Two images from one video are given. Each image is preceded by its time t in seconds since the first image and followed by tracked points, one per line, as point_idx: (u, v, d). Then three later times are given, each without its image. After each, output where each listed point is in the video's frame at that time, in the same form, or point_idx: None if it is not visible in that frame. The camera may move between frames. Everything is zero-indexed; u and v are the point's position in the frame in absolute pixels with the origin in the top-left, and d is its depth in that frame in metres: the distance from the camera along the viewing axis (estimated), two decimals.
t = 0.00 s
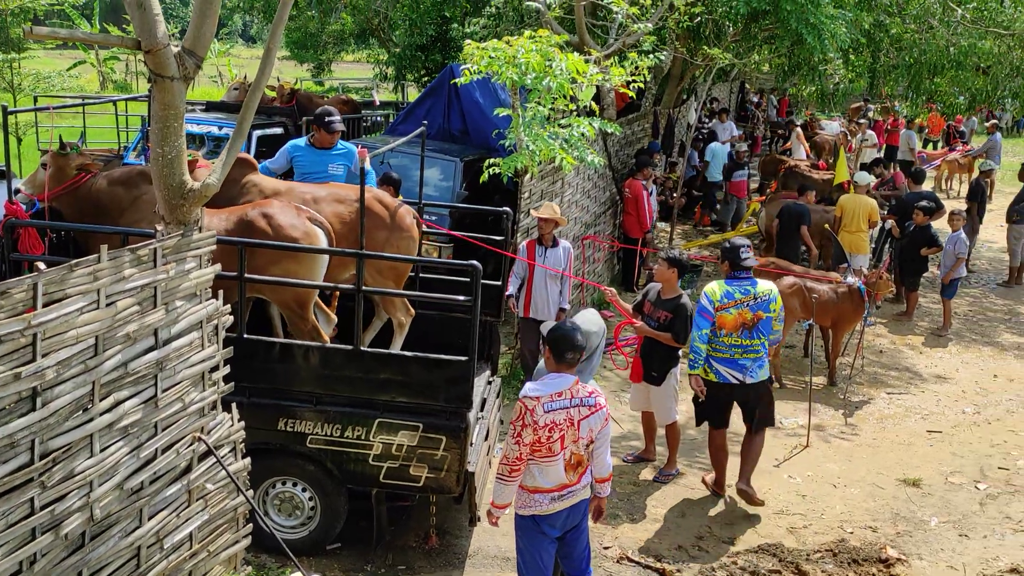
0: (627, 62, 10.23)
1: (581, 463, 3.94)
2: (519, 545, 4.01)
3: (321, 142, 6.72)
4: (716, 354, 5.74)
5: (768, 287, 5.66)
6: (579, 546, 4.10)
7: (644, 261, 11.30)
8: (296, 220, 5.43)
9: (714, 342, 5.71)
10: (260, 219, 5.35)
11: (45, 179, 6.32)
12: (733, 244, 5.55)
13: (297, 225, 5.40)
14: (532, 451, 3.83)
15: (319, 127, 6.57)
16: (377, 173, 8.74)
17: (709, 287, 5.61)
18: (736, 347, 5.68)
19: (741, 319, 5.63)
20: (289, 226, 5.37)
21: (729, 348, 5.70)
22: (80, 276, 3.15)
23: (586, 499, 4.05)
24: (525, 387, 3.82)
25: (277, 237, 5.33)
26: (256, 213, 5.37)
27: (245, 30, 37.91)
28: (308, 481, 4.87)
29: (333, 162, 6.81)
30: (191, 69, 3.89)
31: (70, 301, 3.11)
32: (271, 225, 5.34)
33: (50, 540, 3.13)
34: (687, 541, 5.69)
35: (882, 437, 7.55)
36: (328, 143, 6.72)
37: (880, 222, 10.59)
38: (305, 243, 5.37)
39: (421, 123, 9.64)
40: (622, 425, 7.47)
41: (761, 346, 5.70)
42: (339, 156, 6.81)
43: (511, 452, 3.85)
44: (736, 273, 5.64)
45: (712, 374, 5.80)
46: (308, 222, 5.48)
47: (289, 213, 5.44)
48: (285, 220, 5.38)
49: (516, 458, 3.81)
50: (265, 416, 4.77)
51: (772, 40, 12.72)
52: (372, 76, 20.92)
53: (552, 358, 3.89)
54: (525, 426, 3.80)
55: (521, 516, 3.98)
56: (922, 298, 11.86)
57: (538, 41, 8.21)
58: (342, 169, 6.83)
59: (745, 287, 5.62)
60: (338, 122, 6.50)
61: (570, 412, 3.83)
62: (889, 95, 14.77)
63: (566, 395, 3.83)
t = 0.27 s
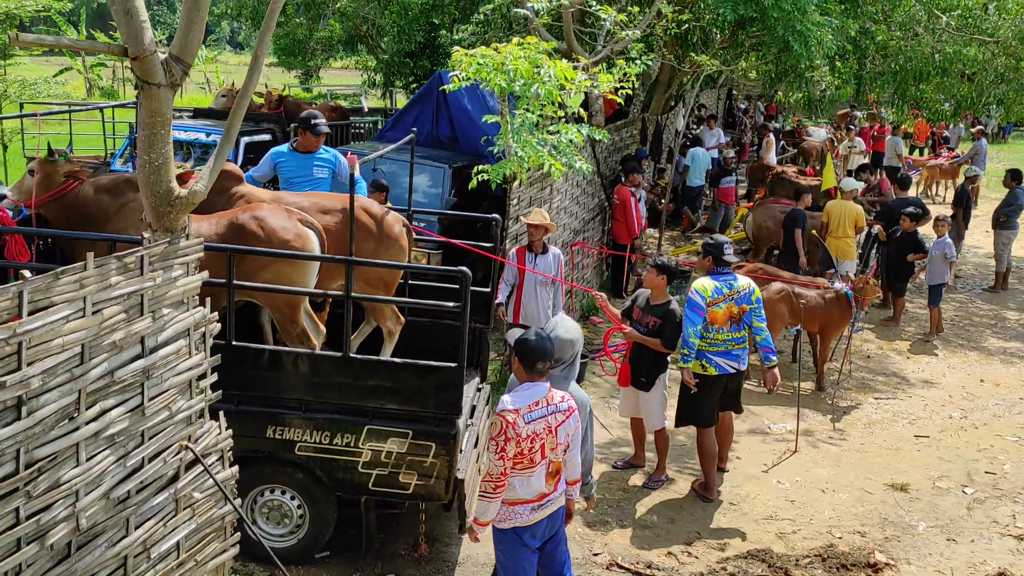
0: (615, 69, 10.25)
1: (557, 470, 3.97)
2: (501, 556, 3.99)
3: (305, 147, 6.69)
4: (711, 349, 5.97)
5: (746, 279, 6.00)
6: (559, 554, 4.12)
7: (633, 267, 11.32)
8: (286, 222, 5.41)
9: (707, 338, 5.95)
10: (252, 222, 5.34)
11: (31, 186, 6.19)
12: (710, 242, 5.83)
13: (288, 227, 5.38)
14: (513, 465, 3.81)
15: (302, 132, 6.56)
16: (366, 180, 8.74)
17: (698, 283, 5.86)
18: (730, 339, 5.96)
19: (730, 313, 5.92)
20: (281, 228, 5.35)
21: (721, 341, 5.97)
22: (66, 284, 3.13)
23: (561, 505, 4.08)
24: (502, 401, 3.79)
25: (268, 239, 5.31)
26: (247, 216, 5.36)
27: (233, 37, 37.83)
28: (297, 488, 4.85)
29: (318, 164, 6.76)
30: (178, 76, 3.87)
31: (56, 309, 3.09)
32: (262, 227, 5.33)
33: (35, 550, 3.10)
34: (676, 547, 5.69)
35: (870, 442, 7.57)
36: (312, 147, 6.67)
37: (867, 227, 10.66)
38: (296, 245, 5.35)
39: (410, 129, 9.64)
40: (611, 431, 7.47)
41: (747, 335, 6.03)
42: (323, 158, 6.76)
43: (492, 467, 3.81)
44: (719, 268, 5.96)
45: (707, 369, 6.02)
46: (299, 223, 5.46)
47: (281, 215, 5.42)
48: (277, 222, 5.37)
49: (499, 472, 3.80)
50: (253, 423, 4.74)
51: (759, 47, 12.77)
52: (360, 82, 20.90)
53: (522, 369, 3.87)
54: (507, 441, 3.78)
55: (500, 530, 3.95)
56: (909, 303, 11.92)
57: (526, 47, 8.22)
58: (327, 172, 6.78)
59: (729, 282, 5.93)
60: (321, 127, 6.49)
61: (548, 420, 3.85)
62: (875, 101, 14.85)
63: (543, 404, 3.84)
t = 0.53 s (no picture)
0: (610, 73, 10.27)
1: (537, 474, 3.99)
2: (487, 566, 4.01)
3: (305, 152, 6.69)
4: (710, 345, 6.29)
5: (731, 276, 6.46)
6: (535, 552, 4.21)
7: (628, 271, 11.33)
8: (286, 224, 5.41)
9: (707, 335, 6.27)
10: (251, 223, 5.33)
11: (26, 191, 6.17)
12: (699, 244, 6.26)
13: (288, 230, 5.39)
14: (498, 477, 3.79)
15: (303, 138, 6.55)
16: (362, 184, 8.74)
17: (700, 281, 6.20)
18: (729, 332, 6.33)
19: (723, 308, 6.34)
20: (280, 231, 5.36)
21: (718, 337, 6.31)
22: (62, 288, 3.13)
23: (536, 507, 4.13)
24: (482, 416, 3.74)
25: (267, 241, 5.31)
26: (246, 218, 5.36)
27: (228, 42, 37.82)
28: (292, 493, 4.84)
29: (318, 170, 6.78)
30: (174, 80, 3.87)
31: (52, 313, 3.09)
32: (261, 229, 5.32)
33: (30, 555, 3.10)
34: (673, 551, 5.68)
35: (866, 446, 7.58)
36: (312, 153, 6.69)
37: (867, 231, 10.73)
38: (295, 248, 5.36)
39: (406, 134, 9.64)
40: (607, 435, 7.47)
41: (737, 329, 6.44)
42: (322, 164, 6.79)
43: (478, 484, 3.76)
44: (710, 267, 6.36)
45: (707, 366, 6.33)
46: (298, 226, 5.47)
47: (280, 217, 5.42)
48: (277, 225, 5.37)
49: (484, 487, 3.74)
50: (248, 427, 4.74)
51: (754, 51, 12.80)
52: (356, 86, 20.91)
53: (494, 379, 3.84)
54: (495, 455, 3.73)
55: (486, 542, 3.95)
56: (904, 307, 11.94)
57: (522, 52, 8.24)
58: (327, 177, 6.82)
59: (719, 278, 6.35)
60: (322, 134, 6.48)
61: (529, 426, 3.85)
62: (870, 106, 14.89)
63: (523, 411, 3.83)
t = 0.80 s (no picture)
0: (609, 76, 10.27)
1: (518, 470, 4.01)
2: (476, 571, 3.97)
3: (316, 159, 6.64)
4: (693, 339, 6.39)
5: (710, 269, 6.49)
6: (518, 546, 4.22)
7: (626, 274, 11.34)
8: (285, 228, 5.40)
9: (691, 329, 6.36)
10: (252, 227, 5.32)
11: (22, 193, 6.27)
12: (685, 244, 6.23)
13: (288, 233, 5.38)
14: (484, 478, 3.79)
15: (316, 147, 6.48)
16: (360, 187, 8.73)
17: (686, 279, 6.26)
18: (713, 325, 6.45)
19: (706, 303, 6.37)
20: (281, 234, 5.35)
21: (701, 330, 6.40)
22: (59, 290, 3.12)
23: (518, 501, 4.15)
24: (462, 423, 3.70)
25: (268, 245, 5.30)
26: (247, 221, 5.34)
27: (226, 45, 37.80)
28: (290, 496, 4.82)
29: (329, 175, 6.77)
30: (172, 81, 3.85)
31: (50, 314, 3.08)
32: (262, 232, 5.31)
33: (27, 558, 3.08)
34: (671, 554, 5.67)
35: (864, 448, 7.58)
36: (323, 160, 6.63)
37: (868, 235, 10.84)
38: (296, 251, 5.36)
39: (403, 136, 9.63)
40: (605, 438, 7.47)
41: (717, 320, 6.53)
42: (332, 170, 6.78)
43: (465, 486, 3.79)
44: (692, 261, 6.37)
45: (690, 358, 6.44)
46: (298, 229, 5.46)
47: (279, 220, 5.41)
48: (277, 228, 5.36)
49: (471, 490, 3.80)
50: (246, 430, 4.73)
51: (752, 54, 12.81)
52: (354, 89, 20.90)
53: (466, 384, 3.81)
54: (479, 458, 3.74)
55: (477, 544, 3.94)
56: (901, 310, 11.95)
57: (520, 54, 8.24)
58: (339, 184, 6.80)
59: (701, 273, 6.37)
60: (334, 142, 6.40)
61: (507, 423, 3.85)
62: (867, 109, 14.91)
63: (501, 409, 3.82)
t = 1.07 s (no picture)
0: (607, 79, 10.29)
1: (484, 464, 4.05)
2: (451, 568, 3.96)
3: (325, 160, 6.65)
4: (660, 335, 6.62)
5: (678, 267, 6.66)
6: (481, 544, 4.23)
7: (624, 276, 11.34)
8: (282, 234, 5.41)
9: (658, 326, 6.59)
10: (248, 232, 5.32)
11: (19, 195, 6.30)
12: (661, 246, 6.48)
13: (285, 239, 5.39)
14: (465, 468, 3.81)
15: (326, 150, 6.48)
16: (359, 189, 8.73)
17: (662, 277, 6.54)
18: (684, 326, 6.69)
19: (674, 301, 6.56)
20: (277, 240, 5.36)
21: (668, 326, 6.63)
22: (59, 291, 3.12)
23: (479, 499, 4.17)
24: (444, 414, 3.72)
25: (265, 251, 5.30)
26: (242, 227, 5.34)
27: (225, 47, 37.78)
28: (288, 498, 4.82)
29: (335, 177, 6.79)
30: (172, 83, 3.86)
31: (49, 316, 3.09)
32: (260, 238, 5.31)
33: (26, 559, 3.09)
34: (670, 556, 5.68)
35: (862, 450, 7.59)
36: (331, 162, 6.64)
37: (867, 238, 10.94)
38: (294, 257, 5.37)
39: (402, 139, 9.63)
40: (604, 441, 7.47)
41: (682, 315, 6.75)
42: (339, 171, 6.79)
43: (448, 478, 3.78)
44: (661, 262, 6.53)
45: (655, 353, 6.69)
46: (294, 235, 5.47)
47: (276, 226, 5.42)
48: (273, 233, 5.37)
49: (454, 481, 3.79)
50: (244, 433, 4.73)
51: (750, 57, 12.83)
52: (352, 91, 20.88)
53: (433, 381, 3.82)
54: (463, 447, 3.75)
55: (452, 542, 3.92)
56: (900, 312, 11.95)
57: (519, 57, 8.25)
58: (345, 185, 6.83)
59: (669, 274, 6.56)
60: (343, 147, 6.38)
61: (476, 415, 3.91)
62: (866, 111, 14.92)
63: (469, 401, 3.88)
